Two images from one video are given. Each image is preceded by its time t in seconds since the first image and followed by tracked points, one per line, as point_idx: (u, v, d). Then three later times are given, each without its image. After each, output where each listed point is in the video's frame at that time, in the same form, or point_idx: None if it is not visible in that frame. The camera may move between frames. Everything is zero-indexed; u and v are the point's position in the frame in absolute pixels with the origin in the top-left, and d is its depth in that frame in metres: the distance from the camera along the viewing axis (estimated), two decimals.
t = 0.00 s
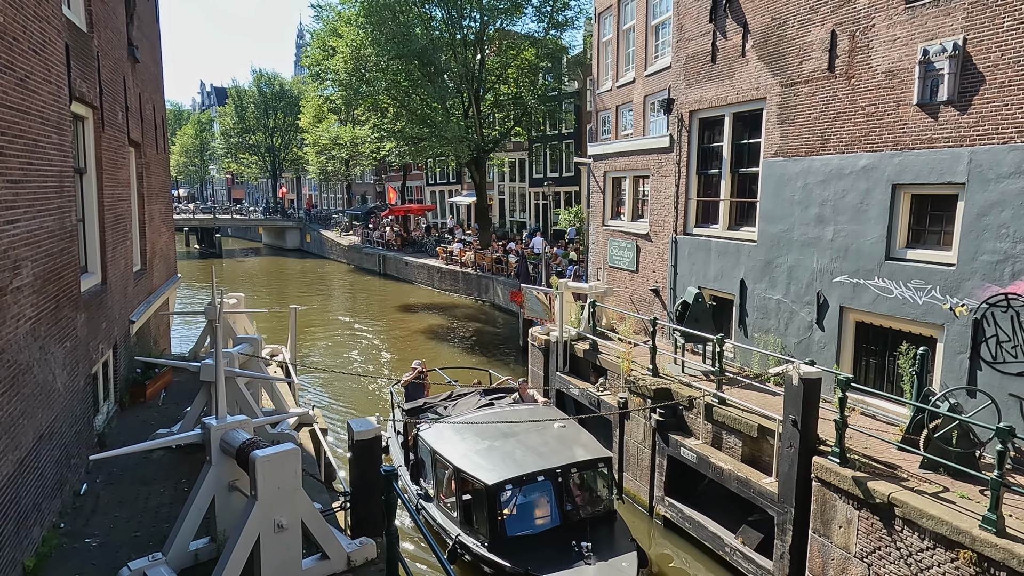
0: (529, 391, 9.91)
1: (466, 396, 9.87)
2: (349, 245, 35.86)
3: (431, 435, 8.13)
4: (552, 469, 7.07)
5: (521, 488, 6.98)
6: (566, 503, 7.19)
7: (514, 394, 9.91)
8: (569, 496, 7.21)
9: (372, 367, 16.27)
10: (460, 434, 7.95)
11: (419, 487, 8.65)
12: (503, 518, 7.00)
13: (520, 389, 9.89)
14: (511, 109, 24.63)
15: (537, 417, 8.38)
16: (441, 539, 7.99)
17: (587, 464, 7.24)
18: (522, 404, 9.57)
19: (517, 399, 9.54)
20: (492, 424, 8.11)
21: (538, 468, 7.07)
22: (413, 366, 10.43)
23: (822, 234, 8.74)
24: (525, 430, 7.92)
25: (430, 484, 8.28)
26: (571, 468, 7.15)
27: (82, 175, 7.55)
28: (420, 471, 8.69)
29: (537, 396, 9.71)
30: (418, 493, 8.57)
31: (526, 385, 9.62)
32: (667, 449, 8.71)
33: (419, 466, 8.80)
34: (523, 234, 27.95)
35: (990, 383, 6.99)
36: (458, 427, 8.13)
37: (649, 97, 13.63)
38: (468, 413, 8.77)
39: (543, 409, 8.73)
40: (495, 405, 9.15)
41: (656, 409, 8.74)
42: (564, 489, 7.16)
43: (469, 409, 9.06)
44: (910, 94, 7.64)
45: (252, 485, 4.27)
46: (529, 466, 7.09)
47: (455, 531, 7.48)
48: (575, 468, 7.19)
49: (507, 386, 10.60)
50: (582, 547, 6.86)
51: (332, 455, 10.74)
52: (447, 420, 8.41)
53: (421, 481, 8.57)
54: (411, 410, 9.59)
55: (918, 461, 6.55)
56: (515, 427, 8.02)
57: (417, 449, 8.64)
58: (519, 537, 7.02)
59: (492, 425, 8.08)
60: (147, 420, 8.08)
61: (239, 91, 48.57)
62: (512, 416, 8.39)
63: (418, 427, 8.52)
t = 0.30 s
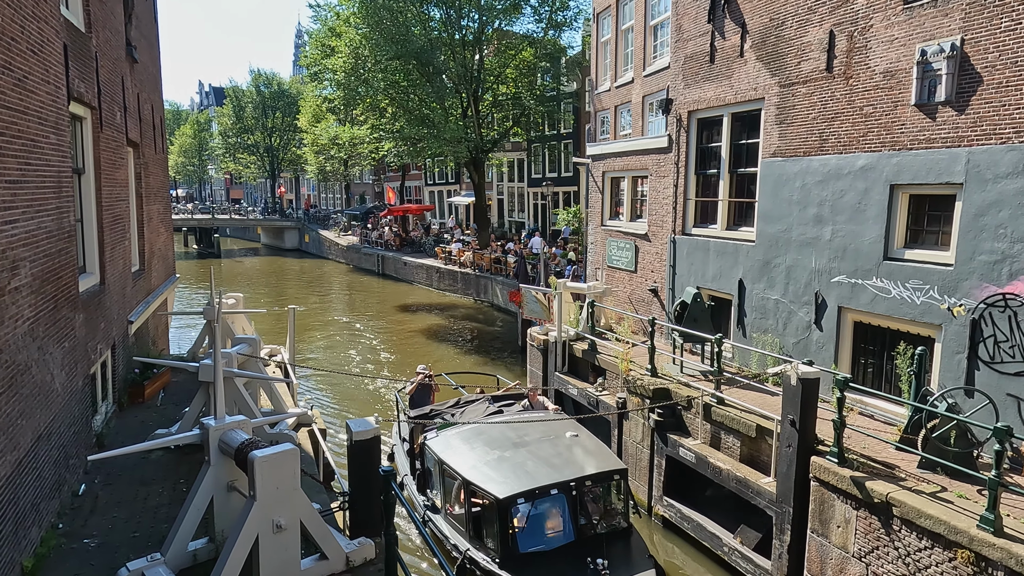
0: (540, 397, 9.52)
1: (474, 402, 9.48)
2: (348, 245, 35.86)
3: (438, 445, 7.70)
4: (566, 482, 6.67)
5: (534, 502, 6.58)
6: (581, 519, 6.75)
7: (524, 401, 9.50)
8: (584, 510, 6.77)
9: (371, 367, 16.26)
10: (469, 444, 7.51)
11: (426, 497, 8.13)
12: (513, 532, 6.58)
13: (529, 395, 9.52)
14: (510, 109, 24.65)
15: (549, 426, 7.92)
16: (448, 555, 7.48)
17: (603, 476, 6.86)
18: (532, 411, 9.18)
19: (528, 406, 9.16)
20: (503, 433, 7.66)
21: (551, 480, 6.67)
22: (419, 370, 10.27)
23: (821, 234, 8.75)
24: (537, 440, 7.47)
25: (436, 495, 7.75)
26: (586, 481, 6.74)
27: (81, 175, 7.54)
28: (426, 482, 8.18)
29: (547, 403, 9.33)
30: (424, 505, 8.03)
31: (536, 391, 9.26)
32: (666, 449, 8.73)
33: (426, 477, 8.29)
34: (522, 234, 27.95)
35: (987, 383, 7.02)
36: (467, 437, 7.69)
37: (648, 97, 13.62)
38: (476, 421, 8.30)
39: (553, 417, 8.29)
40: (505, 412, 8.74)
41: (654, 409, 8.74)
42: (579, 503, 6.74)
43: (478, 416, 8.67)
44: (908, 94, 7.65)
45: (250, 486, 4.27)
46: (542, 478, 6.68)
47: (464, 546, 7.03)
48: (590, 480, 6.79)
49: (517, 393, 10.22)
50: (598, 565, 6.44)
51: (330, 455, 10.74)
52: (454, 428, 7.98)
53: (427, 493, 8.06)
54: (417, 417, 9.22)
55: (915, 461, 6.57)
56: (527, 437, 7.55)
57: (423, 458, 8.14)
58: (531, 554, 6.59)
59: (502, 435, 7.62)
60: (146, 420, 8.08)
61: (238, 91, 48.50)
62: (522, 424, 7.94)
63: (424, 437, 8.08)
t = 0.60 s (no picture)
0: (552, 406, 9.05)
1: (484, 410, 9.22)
2: (347, 245, 35.88)
3: (447, 456, 7.10)
4: (584, 498, 6.13)
5: (550, 519, 6.04)
6: (599, 536, 6.24)
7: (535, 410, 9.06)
8: (602, 528, 6.25)
9: (370, 367, 16.26)
10: (479, 456, 6.92)
11: (435, 510, 7.85)
12: (528, 552, 6.02)
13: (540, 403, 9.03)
14: (509, 110, 24.69)
15: (562, 435, 7.30)
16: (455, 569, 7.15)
17: (621, 491, 6.30)
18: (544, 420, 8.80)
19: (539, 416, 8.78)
20: (514, 444, 7.05)
21: (568, 497, 6.11)
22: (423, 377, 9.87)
23: (819, 235, 8.76)
24: (551, 452, 6.87)
25: (444, 509, 7.42)
26: (604, 497, 6.20)
27: (79, 174, 7.53)
28: (434, 494, 7.88)
29: (559, 412, 8.72)
30: (433, 519, 7.76)
31: (548, 399, 8.73)
32: (665, 449, 8.73)
33: (434, 489, 7.94)
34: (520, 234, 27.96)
35: (985, 382, 7.02)
36: (477, 448, 7.06)
37: (647, 97, 13.63)
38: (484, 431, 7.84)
39: (566, 425, 7.63)
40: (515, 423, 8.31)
41: (653, 410, 8.74)
42: (596, 520, 6.22)
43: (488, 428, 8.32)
44: (906, 95, 7.67)
45: (249, 486, 4.27)
46: (559, 493, 6.13)
47: (476, 564, 6.55)
48: (608, 496, 6.24)
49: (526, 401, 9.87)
50: None
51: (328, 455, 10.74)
52: (464, 439, 7.35)
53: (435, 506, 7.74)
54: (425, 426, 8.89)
55: (914, 461, 6.57)
56: (540, 450, 6.91)
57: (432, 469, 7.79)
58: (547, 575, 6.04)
59: (514, 447, 7.00)
60: (145, 420, 8.08)
61: (236, 91, 48.41)
62: (534, 434, 7.30)
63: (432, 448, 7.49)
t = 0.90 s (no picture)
0: (564, 413, 8.66)
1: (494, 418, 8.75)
2: (345, 245, 35.85)
3: (457, 468, 6.87)
4: (600, 514, 5.83)
5: (565, 535, 5.75)
6: (616, 553, 5.95)
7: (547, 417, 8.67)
8: (618, 544, 5.95)
9: (369, 367, 16.25)
10: (489, 467, 6.67)
11: (442, 522, 7.53)
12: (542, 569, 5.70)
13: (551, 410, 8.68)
14: (508, 110, 24.70)
15: (575, 445, 7.00)
16: None
17: (639, 506, 5.99)
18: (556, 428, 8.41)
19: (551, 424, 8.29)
20: (525, 454, 6.79)
21: (584, 512, 5.83)
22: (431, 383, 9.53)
23: (817, 235, 8.77)
24: (563, 463, 6.61)
25: (455, 521, 7.13)
26: (622, 513, 5.90)
27: (76, 174, 7.52)
28: (443, 506, 7.49)
29: (571, 420, 8.35)
30: (442, 531, 7.42)
31: (561, 407, 8.49)
32: (663, 448, 8.72)
33: (442, 501, 7.63)
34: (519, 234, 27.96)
35: (984, 382, 7.04)
36: (488, 459, 6.84)
37: (646, 97, 13.63)
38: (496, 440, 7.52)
39: (581, 434, 7.30)
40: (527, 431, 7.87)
41: (652, 409, 8.74)
42: (613, 537, 5.91)
43: (499, 435, 7.91)
44: (904, 94, 7.68)
45: (247, 486, 4.26)
46: (574, 509, 5.85)
47: None
48: (625, 512, 5.94)
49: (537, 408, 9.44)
50: None
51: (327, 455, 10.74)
52: (473, 449, 7.15)
53: (444, 518, 7.43)
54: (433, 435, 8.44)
55: (912, 461, 6.58)
56: (554, 461, 6.61)
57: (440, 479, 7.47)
58: None
59: (526, 459, 6.72)
60: (143, 421, 8.07)
61: (234, 91, 48.30)
62: (546, 444, 7.00)
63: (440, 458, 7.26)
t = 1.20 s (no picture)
0: (576, 422, 8.03)
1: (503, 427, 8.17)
2: (342, 244, 35.79)
3: (465, 481, 6.28)
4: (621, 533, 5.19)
5: (583, 558, 5.10)
6: None
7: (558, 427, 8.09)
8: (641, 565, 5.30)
9: (365, 367, 16.24)
10: (500, 481, 6.06)
11: (449, 538, 7.06)
12: None
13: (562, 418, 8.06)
14: (504, 109, 24.75)
15: (590, 456, 6.38)
16: None
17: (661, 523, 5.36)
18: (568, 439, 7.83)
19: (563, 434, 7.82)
20: (539, 467, 6.17)
21: (604, 532, 5.19)
22: (435, 389, 9.01)
23: (813, 234, 8.79)
24: (579, 476, 5.98)
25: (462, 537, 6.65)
26: (643, 531, 5.27)
27: (72, 173, 7.49)
28: (451, 521, 7.01)
29: (585, 430, 7.93)
30: (449, 546, 6.93)
31: (572, 416, 7.88)
32: (660, 448, 8.74)
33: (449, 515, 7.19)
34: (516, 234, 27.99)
35: (978, 381, 7.07)
36: (498, 472, 6.23)
37: (642, 97, 13.64)
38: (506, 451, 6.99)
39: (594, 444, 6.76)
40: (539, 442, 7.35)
41: (648, 409, 8.75)
42: (636, 558, 5.25)
43: (509, 445, 7.47)
44: (899, 95, 7.70)
45: (244, 486, 4.25)
46: (593, 527, 5.22)
47: None
48: (647, 531, 5.31)
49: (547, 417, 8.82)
50: None
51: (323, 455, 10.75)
52: (483, 460, 6.58)
53: (451, 533, 6.97)
54: (439, 446, 8.06)
55: (908, 460, 6.61)
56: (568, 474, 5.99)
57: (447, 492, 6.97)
58: None
59: (540, 473, 6.08)
60: (138, 421, 8.04)
61: (230, 90, 48.21)
62: (558, 455, 6.40)
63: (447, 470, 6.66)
